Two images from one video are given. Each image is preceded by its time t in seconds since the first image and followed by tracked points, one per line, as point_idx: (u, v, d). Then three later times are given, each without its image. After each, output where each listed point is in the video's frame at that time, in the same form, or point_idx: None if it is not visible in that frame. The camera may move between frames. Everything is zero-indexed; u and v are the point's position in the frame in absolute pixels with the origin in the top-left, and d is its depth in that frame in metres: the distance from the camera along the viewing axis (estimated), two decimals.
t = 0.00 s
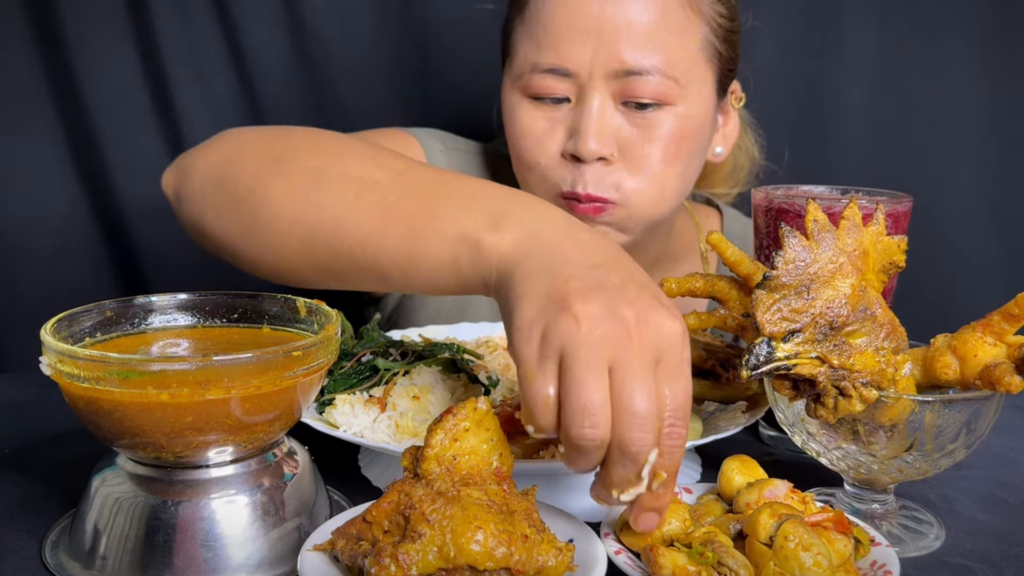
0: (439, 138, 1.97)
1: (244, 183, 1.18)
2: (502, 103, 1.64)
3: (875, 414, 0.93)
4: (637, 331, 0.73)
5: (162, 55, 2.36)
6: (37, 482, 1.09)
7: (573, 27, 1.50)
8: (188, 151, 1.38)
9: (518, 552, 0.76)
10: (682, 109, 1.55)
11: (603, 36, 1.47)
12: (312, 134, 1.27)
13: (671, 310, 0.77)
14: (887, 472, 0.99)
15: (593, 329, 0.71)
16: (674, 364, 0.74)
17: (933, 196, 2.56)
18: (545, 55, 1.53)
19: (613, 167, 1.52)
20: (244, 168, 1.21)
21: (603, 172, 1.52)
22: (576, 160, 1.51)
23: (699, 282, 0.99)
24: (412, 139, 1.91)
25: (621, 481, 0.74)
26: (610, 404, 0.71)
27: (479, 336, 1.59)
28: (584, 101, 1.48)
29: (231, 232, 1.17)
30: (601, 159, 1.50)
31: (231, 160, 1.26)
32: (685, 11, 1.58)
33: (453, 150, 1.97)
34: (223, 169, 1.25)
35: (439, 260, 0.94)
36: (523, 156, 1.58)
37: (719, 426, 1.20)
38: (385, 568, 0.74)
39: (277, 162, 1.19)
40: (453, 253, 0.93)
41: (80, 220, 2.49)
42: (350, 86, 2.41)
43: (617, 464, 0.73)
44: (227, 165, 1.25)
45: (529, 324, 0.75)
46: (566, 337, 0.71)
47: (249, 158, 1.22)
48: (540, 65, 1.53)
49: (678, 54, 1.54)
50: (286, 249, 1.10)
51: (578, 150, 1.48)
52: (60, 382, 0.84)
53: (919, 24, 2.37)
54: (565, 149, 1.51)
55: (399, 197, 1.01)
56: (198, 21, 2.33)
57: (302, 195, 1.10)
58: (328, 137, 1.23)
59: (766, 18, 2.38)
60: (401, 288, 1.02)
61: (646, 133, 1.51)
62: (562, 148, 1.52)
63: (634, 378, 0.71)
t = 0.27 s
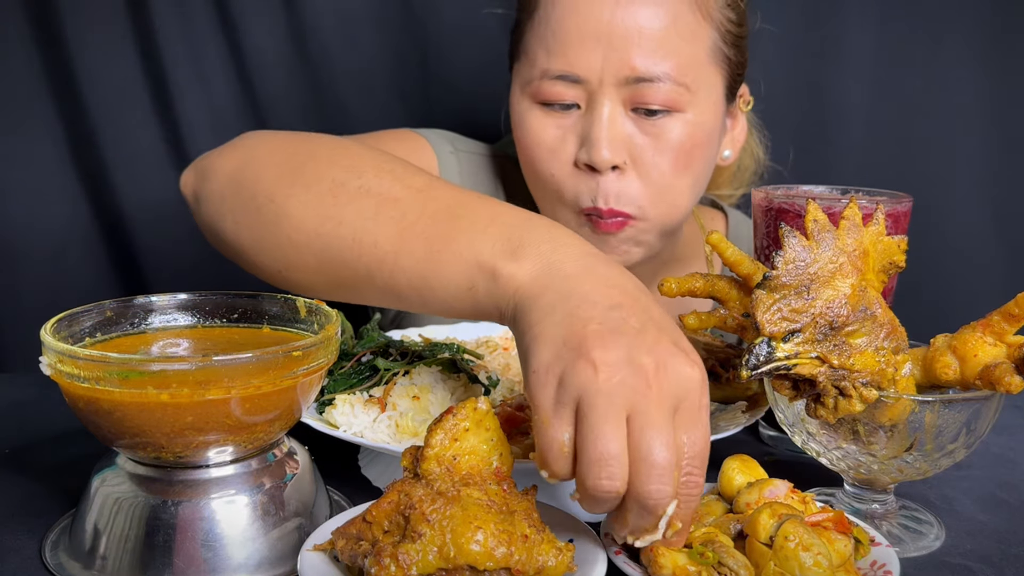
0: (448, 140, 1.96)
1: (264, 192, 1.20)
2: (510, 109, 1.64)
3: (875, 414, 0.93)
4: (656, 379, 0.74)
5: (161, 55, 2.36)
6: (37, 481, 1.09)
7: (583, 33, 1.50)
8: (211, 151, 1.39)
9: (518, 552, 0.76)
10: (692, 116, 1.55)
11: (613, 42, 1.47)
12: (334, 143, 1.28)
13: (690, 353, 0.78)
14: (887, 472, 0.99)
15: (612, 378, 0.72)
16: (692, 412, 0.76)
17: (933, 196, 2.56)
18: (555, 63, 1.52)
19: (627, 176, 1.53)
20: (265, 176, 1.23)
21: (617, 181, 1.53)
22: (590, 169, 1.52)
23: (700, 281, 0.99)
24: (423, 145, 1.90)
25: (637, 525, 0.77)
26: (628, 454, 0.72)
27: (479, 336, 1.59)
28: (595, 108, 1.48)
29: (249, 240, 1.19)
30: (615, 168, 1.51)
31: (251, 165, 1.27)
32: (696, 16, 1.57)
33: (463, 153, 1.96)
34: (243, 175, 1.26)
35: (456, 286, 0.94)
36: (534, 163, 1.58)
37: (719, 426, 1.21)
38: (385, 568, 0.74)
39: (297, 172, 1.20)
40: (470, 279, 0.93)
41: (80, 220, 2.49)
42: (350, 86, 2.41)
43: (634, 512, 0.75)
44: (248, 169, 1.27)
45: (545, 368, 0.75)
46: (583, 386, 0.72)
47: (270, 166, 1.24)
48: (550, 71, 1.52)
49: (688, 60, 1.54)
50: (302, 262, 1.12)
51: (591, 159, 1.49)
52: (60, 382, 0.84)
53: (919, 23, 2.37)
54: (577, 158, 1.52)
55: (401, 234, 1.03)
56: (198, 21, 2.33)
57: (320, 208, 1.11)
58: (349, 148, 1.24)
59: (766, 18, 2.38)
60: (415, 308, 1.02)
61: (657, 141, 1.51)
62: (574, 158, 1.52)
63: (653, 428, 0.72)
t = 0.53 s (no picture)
0: (449, 141, 1.97)
1: (270, 192, 1.19)
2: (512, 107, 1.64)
3: (875, 414, 0.93)
4: (670, 377, 0.75)
5: (161, 55, 2.36)
6: (37, 481, 1.09)
7: (586, 31, 1.50)
8: (218, 151, 1.38)
9: (518, 552, 0.76)
10: (694, 111, 1.55)
11: (617, 40, 1.47)
12: (340, 142, 1.27)
13: (702, 353, 0.80)
14: (887, 472, 0.99)
15: (627, 374, 0.74)
16: (706, 410, 0.77)
17: (933, 196, 2.56)
18: (558, 60, 1.52)
19: (628, 171, 1.53)
20: (273, 176, 1.22)
21: (619, 176, 1.52)
22: (592, 165, 1.51)
23: (700, 282, 0.99)
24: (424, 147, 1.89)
25: (654, 523, 0.79)
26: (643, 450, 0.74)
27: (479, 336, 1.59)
28: (597, 104, 1.48)
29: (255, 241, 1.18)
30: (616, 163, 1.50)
31: (258, 164, 1.27)
32: (698, 14, 1.58)
33: (465, 154, 1.96)
34: (250, 173, 1.26)
35: (464, 279, 0.95)
36: (534, 160, 1.58)
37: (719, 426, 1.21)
38: (385, 568, 0.75)
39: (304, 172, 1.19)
40: (479, 272, 0.93)
41: (80, 220, 2.49)
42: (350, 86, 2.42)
43: (650, 509, 0.77)
44: (256, 168, 1.26)
45: (559, 362, 0.77)
46: (599, 381, 0.74)
47: (277, 165, 1.23)
48: (553, 69, 1.52)
49: (690, 57, 1.54)
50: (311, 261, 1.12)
51: (592, 154, 1.48)
52: (60, 382, 0.84)
53: (919, 24, 2.37)
54: (578, 154, 1.51)
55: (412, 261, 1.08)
56: (198, 21, 2.33)
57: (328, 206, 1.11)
58: (354, 146, 1.24)
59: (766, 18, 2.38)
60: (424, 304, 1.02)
61: (658, 137, 1.51)
62: (575, 154, 1.52)
63: (669, 425, 0.74)
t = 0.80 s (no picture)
0: (449, 142, 1.97)
1: (268, 194, 1.19)
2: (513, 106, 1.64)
3: (875, 414, 0.93)
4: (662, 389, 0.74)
5: (161, 55, 2.36)
6: (37, 481, 1.09)
7: (589, 30, 1.50)
8: (218, 152, 1.38)
9: (518, 552, 0.76)
10: (695, 112, 1.55)
11: (619, 39, 1.47)
12: (336, 144, 1.27)
13: (696, 363, 0.79)
14: (887, 472, 0.99)
15: (617, 385, 0.73)
16: (698, 420, 0.76)
17: (933, 196, 2.56)
18: (560, 59, 1.52)
19: (628, 171, 1.52)
20: (271, 178, 1.22)
21: (618, 177, 1.52)
22: (592, 165, 1.51)
23: (700, 281, 0.99)
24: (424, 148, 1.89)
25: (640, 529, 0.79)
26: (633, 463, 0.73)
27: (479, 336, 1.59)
28: (599, 104, 1.48)
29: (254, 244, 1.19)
30: (616, 163, 1.50)
31: (257, 166, 1.27)
32: (701, 15, 1.58)
33: (465, 154, 1.96)
34: (249, 175, 1.26)
35: (459, 284, 0.94)
36: (534, 159, 1.58)
37: (719, 426, 1.21)
38: (385, 568, 0.75)
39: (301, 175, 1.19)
40: (472, 277, 0.93)
41: (80, 220, 2.49)
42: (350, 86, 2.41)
43: (639, 520, 0.76)
44: (255, 169, 1.26)
45: (550, 373, 0.76)
46: (589, 393, 0.73)
47: (275, 167, 1.23)
48: (555, 68, 1.52)
49: (692, 57, 1.53)
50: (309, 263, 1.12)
51: (593, 154, 1.48)
52: (60, 382, 0.84)
53: (920, 23, 2.37)
54: (579, 153, 1.51)
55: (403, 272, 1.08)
56: (198, 21, 2.33)
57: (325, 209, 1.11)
58: (353, 148, 1.23)
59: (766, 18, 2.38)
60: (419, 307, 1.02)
61: (659, 138, 1.51)
62: (575, 153, 1.52)
63: (659, 436, 0.73)
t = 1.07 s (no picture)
0: (447, 141, 1.97)
1: (265, 189, 1.19)
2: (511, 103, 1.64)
3: (875, 414, 0.93)
4: (663, 368, 0.75)
5: (161, 55, 2.36)
6: (37, 481, 1.09)
7: (588, 28, 1.50)
8: (218, 150, 1.38)
9: (518, 552, 0.76)
10: (694, 109, 1.55)
11: (618, 37, 1.47)
12: (333, 139, 1.26)
13: (695, 338, 0.79)
14: (888, 472, 0.99)
15: (618, 365, 0.73)
16: (702, 396, 0.76)
17: (933, 195, 2.56)
18: (558, 56, 1.52)
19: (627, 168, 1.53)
20: (268, 173, 1.22)
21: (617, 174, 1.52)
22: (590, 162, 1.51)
23: (700, 281, 1.00)
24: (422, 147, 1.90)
25: (641, 510, 0.80)
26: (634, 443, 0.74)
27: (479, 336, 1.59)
28: (597, 101, 1.48)
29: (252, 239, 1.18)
30: (615, 160, 1.50)
31: (255, 163, 1.26)
32: (699, 12, 1.57)
33: (463, 154, 1.96)
34: (247, 171, 1.25)
35: (455, 273, 0.94)
36: (533, 156, 1.58)
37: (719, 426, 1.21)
38: (385, 568, 0.75)
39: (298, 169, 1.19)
40: (469, 265, 0.93)
41: (80, 220, 2.49)
42: (350, 86, 2.41)
43: (638, 498, 0.78)
44: (253, 166, 1.26)
45: (550, 353, 0.76)
46: (589, 374, 0.73)
47: (271, 162, 1.23)
48: (553, 64, 1.52)
49: (691, 55, 1.54)
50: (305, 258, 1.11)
51: (591, 150, 1.48)
52: (60, 382, 0.84)
53: (920, 23, 2.37)
54: (578, 151, 1.51)
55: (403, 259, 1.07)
56: (198, 21, 2.33)
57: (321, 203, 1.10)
58: (350, 143, 1.23)
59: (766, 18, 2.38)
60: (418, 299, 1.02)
61: (658, 134, 1.51)
62: (575, 150, 1.52)
63: (658, 416, 0.74)
